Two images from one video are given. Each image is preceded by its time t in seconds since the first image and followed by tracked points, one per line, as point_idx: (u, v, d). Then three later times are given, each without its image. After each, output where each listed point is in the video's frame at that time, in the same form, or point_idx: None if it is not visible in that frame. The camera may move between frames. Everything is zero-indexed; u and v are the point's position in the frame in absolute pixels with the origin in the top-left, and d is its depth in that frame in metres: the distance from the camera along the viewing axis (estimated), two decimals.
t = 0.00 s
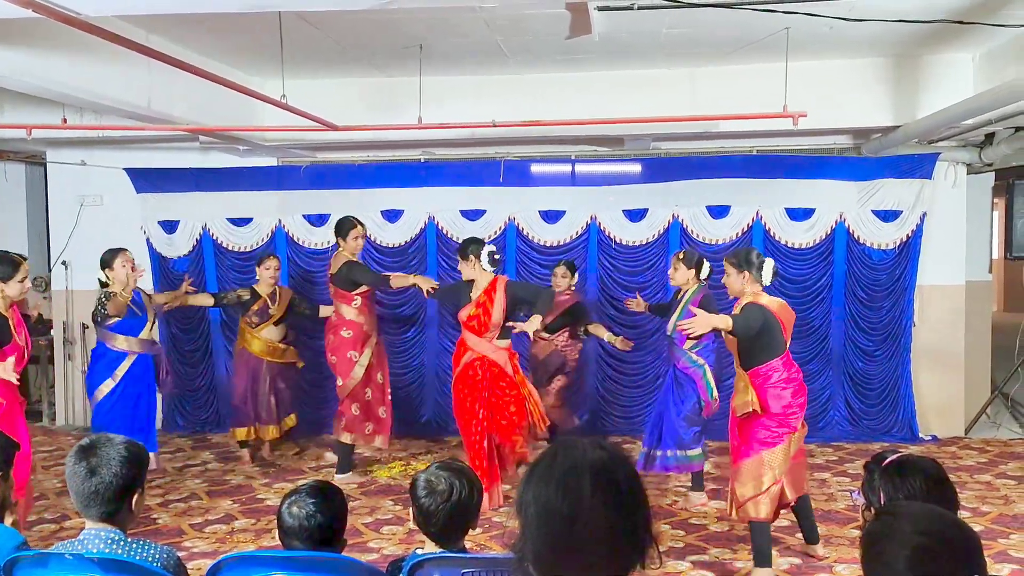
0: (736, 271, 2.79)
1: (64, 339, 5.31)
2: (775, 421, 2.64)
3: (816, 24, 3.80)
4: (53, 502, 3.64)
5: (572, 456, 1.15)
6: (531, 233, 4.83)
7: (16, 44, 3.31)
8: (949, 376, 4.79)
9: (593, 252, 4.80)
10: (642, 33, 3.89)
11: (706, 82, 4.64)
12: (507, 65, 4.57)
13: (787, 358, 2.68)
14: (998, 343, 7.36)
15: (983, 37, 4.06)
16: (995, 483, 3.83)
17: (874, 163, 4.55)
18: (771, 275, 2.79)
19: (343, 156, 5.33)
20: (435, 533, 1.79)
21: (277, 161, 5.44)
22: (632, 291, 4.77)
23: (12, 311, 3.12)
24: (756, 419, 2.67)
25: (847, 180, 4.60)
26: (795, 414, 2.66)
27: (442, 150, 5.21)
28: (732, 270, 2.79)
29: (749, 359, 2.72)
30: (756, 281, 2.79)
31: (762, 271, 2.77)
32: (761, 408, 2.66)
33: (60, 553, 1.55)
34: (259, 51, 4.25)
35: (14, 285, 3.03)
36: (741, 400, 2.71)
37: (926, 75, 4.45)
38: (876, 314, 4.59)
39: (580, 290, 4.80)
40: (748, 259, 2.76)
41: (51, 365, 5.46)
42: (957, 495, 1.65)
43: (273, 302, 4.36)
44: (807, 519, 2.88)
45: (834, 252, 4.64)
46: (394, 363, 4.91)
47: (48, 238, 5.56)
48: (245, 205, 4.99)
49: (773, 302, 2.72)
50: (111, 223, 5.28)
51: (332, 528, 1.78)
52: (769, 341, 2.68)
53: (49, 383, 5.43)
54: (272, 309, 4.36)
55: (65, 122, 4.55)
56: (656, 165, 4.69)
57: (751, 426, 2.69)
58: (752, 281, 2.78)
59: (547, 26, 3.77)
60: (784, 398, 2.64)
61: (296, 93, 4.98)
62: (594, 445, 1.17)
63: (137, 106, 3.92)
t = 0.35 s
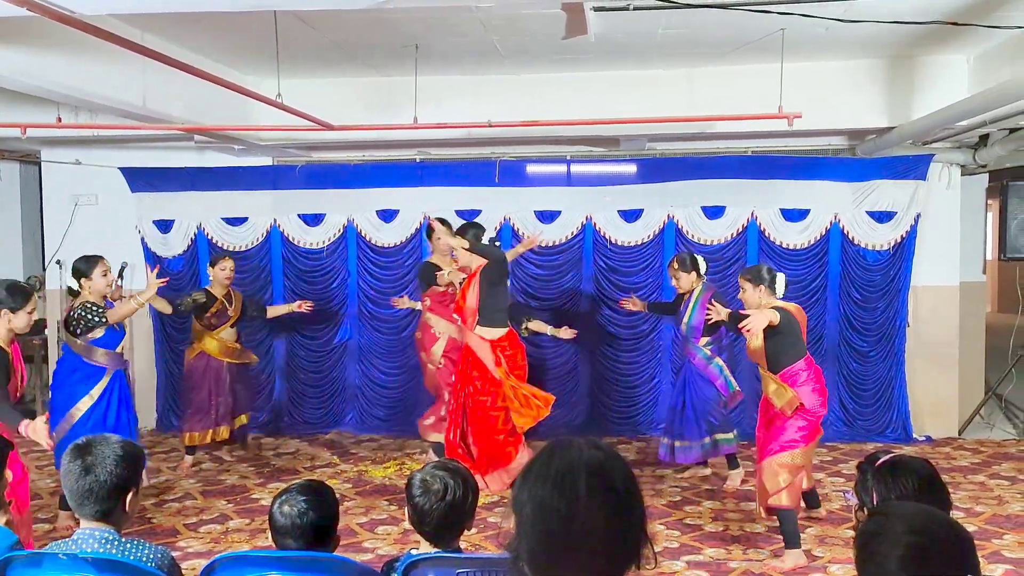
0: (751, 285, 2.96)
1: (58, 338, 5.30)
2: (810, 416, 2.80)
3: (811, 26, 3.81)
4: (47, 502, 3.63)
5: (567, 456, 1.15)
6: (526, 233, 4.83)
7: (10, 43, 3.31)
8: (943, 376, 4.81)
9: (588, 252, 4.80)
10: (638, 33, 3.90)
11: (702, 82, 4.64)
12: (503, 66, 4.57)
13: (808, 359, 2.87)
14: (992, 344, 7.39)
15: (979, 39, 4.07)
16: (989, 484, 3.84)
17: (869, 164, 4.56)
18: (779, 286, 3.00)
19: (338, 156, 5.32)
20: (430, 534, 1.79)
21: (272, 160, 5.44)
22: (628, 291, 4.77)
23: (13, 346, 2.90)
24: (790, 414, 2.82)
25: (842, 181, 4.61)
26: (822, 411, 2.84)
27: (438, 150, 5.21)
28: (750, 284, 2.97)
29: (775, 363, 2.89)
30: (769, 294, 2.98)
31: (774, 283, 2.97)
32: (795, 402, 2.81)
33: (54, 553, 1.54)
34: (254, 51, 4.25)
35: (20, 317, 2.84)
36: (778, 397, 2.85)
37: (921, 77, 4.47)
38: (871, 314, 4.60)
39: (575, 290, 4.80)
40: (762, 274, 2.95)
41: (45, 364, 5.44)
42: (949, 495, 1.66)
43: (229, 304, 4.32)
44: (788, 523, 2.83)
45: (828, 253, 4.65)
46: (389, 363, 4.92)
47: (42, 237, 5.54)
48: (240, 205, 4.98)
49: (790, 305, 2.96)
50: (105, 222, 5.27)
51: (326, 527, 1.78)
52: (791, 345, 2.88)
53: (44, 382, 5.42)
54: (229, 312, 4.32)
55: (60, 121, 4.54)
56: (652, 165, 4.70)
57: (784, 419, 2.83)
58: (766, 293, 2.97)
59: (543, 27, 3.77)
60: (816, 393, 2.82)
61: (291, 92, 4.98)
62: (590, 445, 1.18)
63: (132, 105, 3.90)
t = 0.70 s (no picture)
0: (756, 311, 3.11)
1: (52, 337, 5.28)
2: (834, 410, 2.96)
3: (809, 26, 3.81)
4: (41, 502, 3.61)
5: (566, 457, 1.14)
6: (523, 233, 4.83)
7: (7, 40, 3.29)
8: (938, 377, 4.82)
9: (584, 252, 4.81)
10: (635, 33, 3.90)
11: (699, 83, 4.65)
12: (501, 65, 4.57)
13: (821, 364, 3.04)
14: (986, 345, 7.41)
15: (975, 40, 4.08)
16: (983, 485, 3.85)
17: (865, 165, 4.57)
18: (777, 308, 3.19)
19: (334, 155, 5.32)
20: (426, 534, 1.79)
21: (269, 159, 5.43)
22: (624, 292, 4.76)
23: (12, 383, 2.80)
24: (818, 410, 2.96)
25: (838, 182, 4.62)
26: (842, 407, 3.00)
27: (434, 149, 5.21)
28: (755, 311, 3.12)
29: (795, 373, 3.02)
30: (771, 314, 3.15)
31: (772, 307, 3.15)
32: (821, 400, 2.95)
33: (50, 552, 1.53)
34: (252, 50, 4.24)
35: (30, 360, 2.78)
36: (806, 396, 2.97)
37: (917, 79, 4.48)
38: (866, 315, 4.61)
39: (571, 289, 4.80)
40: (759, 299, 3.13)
41: (40, 363, 5.42)
42: (944, 495, 1.66)
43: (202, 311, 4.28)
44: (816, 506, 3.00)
45: (824, 254, 4.66)
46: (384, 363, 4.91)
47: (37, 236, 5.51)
48: (236, 204, 4.96)
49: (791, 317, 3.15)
50: (100, 221, 5.25)
51: (321, 526, 1.77)
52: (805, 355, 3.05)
53: (38, 381, 5.40)
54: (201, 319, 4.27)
55: (56, 119, 4.52)
56: (648, 166, 4.71)
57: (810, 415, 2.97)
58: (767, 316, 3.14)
59: (541, 26, 3.77)
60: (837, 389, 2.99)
61: (288, 91, 4.97)
62: (588, 445, 1.17)
63: (129, 103, 3.89)
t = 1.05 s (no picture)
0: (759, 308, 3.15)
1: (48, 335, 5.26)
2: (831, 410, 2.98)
3: (806, 25, 3.81)
4: (36, 499, 3.60)
5: (563, 454, 1.14)
6: (519, 232, 4.83)
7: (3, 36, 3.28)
8: (933, 376, 4.83)
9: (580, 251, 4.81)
10: (632, 32, 3.90)
11: (695, 81, 4.65)
12: (498, 64, 4.58)
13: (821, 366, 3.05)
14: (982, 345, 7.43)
15: (972, 40, 4.08)
16: (978, 484, 3.86)
17: (861, 165, 4.57)
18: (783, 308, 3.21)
19: (331, 152, 5.31)
20: (422, 532, 1.79)
21: (265, 157, 5.43)
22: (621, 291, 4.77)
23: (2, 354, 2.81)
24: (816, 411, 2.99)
25: (834, 181, 4.62)
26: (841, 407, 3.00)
27: (431, 147, 5.20)
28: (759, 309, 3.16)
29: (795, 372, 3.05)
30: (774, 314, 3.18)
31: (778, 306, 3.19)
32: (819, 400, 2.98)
33: (44, 549, 1.52)
34: (249, 47, 4.24)
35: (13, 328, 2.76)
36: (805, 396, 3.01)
37: (914, 78, 4.49)
38: (861, 315, 4.62)
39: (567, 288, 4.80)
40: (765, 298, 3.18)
41: (35, 361, 5.41)
42: (939, 494, 1.67)
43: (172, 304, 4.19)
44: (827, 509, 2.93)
45: (821, 253, 4.66)
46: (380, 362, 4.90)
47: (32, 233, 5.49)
48: (232, 201, 4.96)
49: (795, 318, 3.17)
50: (95, 218, 5.24)
51: (315, 522, 1.77)
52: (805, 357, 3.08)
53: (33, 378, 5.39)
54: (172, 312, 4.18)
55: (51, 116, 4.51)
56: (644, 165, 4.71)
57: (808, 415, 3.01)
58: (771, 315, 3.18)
59: (538, 24, 3.76)
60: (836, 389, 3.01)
61: (285, 88, 4.96)
62: (584, 441, 1.17)
63: (124, 99, 3.88)
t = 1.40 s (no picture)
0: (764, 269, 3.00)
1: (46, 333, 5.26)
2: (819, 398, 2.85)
3: (805, 25, 3.81)
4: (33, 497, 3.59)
5: (561, 453, 1.14)
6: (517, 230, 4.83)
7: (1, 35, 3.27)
8: (932, 376, 4.83)
9: (579, 250, 4.80)
10: (631, 31, 3.89)
11: (693, 81, 4.65)
12: (497, 63, 4.58)
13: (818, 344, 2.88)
14: (980, 345, 7.44)
15: (972, 40, 4.08)
16: (976, 484, 3.86)
17: (859, 164, 4.58)
18: (796, 270, 3.01)
19: (329, 151, 5.31)
20: (420, 533, 1.79)
21: (263, 156, 5.42)
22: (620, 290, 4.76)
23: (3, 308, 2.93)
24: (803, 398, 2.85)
25: (833, 181, 4.63)
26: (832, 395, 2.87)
27: (430, 146, 5.20)
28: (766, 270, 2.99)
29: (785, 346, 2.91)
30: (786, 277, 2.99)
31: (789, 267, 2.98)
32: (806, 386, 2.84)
33: (42, 548, 1.52)
34: (247, 45, 4.23)
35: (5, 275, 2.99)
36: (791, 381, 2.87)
37: (913, 78, 4.49)
38: (860, 314, 4.61)
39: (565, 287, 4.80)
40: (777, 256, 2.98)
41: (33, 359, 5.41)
42: (937, 495, 1.67)
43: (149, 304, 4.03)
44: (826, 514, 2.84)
45: (819, 253, 4.66)
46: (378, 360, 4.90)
47: (30, 231, 5.49)
48: (231, 200, 4.95)
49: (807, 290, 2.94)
50: (94, 216, 5.24)
51: (312, 522, 1.77)
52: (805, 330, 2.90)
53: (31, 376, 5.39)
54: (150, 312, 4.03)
55: (50, 113, 4.51)
56: (643, 164, 4.71)
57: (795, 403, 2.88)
58: (782, 278, 2.99)
59: (537, 23, 3.76)
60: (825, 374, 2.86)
61: (284, 87, 4.95)
62: (583, 441, 1.17)
63: (122, 97, 3.88)
